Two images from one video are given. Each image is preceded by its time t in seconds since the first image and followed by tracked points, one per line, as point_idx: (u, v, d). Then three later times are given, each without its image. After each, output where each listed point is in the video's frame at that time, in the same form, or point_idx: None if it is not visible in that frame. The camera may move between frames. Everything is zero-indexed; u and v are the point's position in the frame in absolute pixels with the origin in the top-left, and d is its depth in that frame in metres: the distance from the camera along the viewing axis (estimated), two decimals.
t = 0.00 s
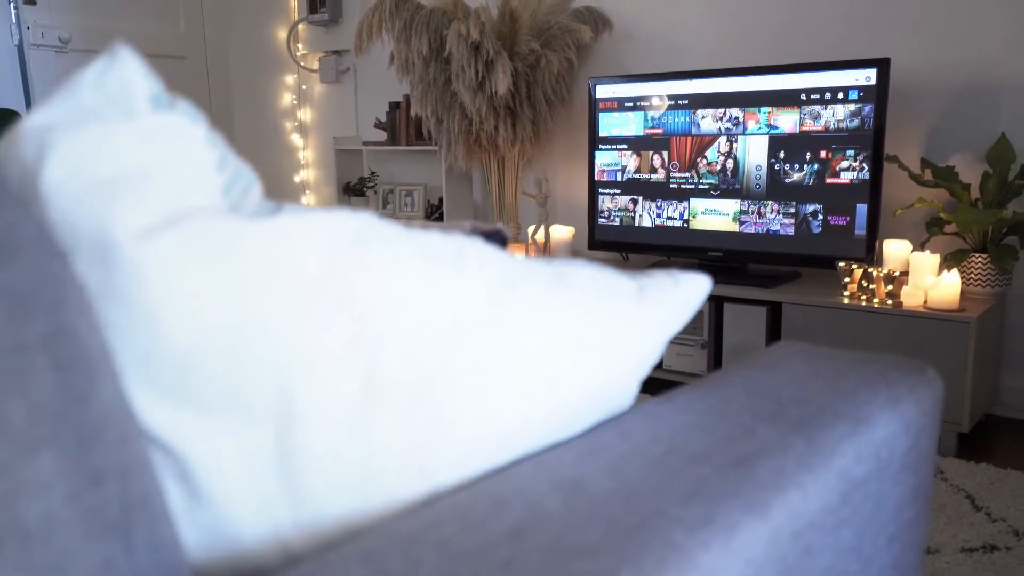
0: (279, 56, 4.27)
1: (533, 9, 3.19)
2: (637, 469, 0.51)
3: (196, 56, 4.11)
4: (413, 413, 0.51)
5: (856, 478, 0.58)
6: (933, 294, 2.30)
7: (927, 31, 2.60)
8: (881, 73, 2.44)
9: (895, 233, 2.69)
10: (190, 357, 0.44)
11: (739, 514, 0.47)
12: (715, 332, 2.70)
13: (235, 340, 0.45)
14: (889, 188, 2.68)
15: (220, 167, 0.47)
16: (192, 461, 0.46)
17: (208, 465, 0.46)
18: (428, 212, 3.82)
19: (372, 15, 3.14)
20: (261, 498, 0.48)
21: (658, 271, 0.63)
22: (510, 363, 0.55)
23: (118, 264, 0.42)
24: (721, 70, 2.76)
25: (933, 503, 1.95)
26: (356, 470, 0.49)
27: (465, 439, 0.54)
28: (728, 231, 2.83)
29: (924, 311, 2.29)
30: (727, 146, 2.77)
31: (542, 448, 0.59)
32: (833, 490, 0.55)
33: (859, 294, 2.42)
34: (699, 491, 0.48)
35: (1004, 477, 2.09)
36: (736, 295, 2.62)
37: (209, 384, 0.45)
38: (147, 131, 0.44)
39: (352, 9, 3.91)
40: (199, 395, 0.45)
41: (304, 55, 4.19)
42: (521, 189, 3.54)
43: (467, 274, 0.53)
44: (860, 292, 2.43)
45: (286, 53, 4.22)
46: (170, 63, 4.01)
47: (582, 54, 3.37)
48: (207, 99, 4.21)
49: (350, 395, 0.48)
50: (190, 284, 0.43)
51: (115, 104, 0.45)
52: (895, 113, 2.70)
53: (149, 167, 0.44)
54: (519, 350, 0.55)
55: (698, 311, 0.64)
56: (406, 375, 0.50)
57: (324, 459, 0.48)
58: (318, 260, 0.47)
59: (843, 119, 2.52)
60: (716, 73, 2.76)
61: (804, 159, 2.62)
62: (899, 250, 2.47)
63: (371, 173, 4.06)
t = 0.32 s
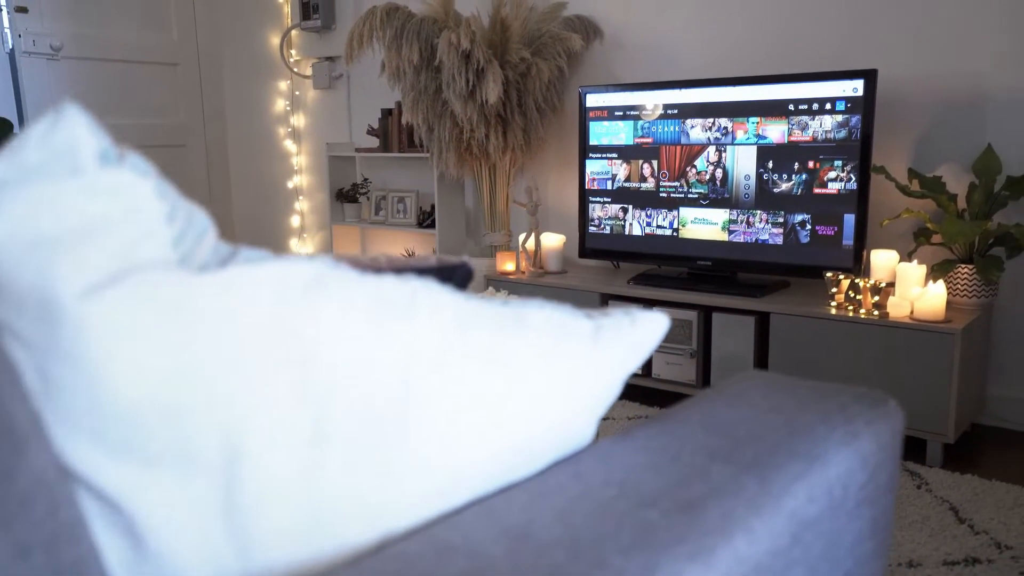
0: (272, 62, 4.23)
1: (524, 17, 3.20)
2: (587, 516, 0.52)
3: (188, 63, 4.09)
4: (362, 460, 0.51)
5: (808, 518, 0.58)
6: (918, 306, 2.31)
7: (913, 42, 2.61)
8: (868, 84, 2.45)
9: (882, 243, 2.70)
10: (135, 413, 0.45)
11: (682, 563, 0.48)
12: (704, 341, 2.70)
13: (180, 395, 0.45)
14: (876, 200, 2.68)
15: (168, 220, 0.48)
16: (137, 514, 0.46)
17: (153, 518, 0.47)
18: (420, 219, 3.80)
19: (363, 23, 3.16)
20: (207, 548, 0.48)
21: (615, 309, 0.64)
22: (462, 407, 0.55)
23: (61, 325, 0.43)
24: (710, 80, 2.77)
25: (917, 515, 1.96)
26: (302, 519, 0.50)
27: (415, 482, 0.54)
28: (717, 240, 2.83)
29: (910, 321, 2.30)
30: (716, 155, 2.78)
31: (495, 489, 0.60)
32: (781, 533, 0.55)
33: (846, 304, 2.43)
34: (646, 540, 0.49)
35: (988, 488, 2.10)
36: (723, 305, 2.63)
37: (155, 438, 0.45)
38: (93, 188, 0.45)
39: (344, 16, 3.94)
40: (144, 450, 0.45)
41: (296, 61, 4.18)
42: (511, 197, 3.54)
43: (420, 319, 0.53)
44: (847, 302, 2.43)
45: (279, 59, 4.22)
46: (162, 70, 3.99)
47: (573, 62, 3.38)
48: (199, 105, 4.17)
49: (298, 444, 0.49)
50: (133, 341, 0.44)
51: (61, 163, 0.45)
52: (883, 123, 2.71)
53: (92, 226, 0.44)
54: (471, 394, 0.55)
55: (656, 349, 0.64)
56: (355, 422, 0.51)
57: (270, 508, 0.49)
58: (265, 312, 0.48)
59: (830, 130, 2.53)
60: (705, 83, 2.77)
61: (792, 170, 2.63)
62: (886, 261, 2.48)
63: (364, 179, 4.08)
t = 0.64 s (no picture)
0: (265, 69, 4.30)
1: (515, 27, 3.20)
2: (536, 562, 0.53)
3: (180, 69, 4.08)
4: (316, 511, 0.52)
5: (760, 557, 0.60)
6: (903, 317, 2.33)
7: (900, 53, 2.63)
8: (854, 96, 2.47)
9: (869, 253, 2.72)
10: (85, 469, 0.47)
11: None
12: (691, 350, 2.72)
13: (133, 447, 0.47)
14: (861, 211, 2.70)
15: (127, 274, 0.49)
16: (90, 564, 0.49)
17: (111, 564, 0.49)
18: (412, 226, 3.81)
19: (354, 32, 3.17)
20: None
21: (574, 348, 0.65)
22: (416, 454, 0.56)
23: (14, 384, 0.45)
24: (699, 90, 2.79)
25: (899, 527, 1.97)
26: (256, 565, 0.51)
27: (369, 528, 0.55)
28: (705, 250, 2.85)
29: (895, 332, 2.31)
30: (704, 165, 2.80)
31: (454, 528, 0.61)
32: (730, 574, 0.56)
33: (832, 315, 2.45)
34: None
35: (970, 498, 2.12)
36: (711, 315, 2.64)
37: (105, 493, 0.47)
38: (50, 248, 0.47)
39: (337, 24, 3.97)
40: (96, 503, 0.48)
41: (290, 67, 4.27)
42: (502, 205, 3.55)
43: (374, 368, 0.55)
44: (832, 313, 2.45)
45: (271, 66, 4.30)
46: (154, 77, 3.97)
47: (563, 72, 3.38)
48: (192, 112, 4.16)
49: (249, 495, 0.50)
50: (86, 399, 0.46)
51: (18, 224, 0.47)
52: (869, 133, 2.72)
53: (52, 285, 0.46)
54: (426, 440, 0.57)
55: (614, 387, 0.65)
56: (307, 471, 0.52)
57: (224, 555, 0.50)
58: (217, 366, 0.49)
59: (817, 141, 2.55)
60: (694, 94, 2.78)
61: (780, 180, 2.64)
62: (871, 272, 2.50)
63: (356, 186, 4.11)
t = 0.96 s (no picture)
0: (258, 74, 4.40)
1: (505, 33, 3.23)
2: None
3: (172, 75, 4.04)
4: (269, 551, 0.53)
5: None
6: (890, 328, 2.33)
7: (886, 62, 2.64)
8: (841, 106, 2.48)
9: (856, 262, 2.73)
10: (41, 512, 0.48)
11: None
12: (680, 359, 2.73)
13: (88, 492, 0.48)
14: (848, 220, 2.71)
15: (80, 317, 0.51)
16: None
17: None
18: (404, 232, 3.82)
19: (344, 40, 3.16)
20: None
21: (536, 382, 0.65)
22: (373, 490, 0.57)
23: None
24: (687, 99, 2.79)
25: (883, 537, 1.98)
26: None
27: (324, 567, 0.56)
28: (694, 258, 2.85)
29: (881, 342, 2.32)
30: (693, 174, 2.80)
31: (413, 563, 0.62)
32: None
33: (819, 324, 2.45)
34: None
35: (955, 508, 2.13)
36: (699, 324, 2.65)
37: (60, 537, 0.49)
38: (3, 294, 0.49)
39: (328, 31, 4.09)
40: (50, 547, 0.49)
41: (282, 73, 4.41)
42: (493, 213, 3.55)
43: (331, 408, 0.55)
44: (819, 322, 2.45)
45: (264, 71, 4.41)
46: (144, 82, 3.94)
47: (554, 79, 3.38)
48: (183, 117, 4.11)
49: (203, 535, 0.51)
50: (38, 442, 0.48)
51: None
52: (857, 142, 2.73)
53: (5, 330, 0.49)
54: (382, 479, 0.57)
55: (576, 420, 0.65)
56: (261, 513, 0.53)
57: None
58: (169, 409, 0.50)
59: (804, 150, 2.56)
60: (682, 102, 2.79)
61: (767, 189, 2.65)
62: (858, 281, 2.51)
63: (348, 192, 4.11)
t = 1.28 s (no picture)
0: (249, 80, 4.40)
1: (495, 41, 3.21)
2: None
3: (163, 80, 4.04)
4: None
5: None
6: (876, 338, 2.34)
7: (874, 72, 2.65)
8: (828, 116, 2.49)
9: (845, 270, 2.74)
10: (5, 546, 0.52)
11: None
12: (669, 367, 2.73)
13: (47, 531, 0.52)
14: (836, 229, 2.72)
15: (32, 364, 0.53)
16: None
17: None
18: (395, 237, 3.82)
19: (334, 47, 3.18)
20: None
21: (500, 415, 0.65)
22: (329, 528, 0.58)
23: None
24: (677, 108, 2.80)
25: (867, 548, 1.99)
26: None
27: None
28: (684, 266, 2.86)
29: (868, 352, 2.33)
30: (682, 183, 2.81)
31: None
32: None
33: (807, 333, 2.46)
34: None
35: (940, 519, 2.14)
36: (687, 332, 2.66)
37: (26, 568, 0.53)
38: None
39: (320, 37, 4.10)
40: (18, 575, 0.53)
41: (274, 78, 4.41)
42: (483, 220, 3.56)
43: (286, 450, 0.55)
44: (807, 331, 2.46)
45: (256, 76, 4.42)
46: (135, 88, 3.93)
47: (544, 86, 3.39)
48: (175, 122, 4.10)
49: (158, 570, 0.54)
50: None
51: None
52: (846, 151, 2.74)
53: None
54: (338, 517, 0.58)
55: (538, 455, 0.65)
56: (214, 551, 0.55)
57: None
58: (122, 453, 0.51)
59: (792, 160, 2.56)
60: (672, 111, 2.79)
61: (756, 199, 2.66)
62: (846, 290, 2.52)
63: (340, 197, 4.11)
